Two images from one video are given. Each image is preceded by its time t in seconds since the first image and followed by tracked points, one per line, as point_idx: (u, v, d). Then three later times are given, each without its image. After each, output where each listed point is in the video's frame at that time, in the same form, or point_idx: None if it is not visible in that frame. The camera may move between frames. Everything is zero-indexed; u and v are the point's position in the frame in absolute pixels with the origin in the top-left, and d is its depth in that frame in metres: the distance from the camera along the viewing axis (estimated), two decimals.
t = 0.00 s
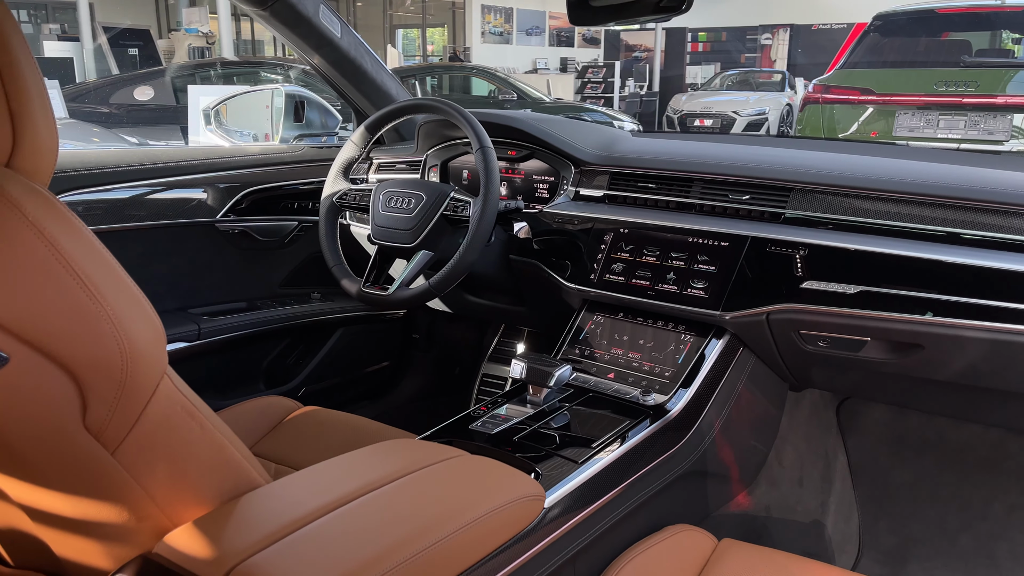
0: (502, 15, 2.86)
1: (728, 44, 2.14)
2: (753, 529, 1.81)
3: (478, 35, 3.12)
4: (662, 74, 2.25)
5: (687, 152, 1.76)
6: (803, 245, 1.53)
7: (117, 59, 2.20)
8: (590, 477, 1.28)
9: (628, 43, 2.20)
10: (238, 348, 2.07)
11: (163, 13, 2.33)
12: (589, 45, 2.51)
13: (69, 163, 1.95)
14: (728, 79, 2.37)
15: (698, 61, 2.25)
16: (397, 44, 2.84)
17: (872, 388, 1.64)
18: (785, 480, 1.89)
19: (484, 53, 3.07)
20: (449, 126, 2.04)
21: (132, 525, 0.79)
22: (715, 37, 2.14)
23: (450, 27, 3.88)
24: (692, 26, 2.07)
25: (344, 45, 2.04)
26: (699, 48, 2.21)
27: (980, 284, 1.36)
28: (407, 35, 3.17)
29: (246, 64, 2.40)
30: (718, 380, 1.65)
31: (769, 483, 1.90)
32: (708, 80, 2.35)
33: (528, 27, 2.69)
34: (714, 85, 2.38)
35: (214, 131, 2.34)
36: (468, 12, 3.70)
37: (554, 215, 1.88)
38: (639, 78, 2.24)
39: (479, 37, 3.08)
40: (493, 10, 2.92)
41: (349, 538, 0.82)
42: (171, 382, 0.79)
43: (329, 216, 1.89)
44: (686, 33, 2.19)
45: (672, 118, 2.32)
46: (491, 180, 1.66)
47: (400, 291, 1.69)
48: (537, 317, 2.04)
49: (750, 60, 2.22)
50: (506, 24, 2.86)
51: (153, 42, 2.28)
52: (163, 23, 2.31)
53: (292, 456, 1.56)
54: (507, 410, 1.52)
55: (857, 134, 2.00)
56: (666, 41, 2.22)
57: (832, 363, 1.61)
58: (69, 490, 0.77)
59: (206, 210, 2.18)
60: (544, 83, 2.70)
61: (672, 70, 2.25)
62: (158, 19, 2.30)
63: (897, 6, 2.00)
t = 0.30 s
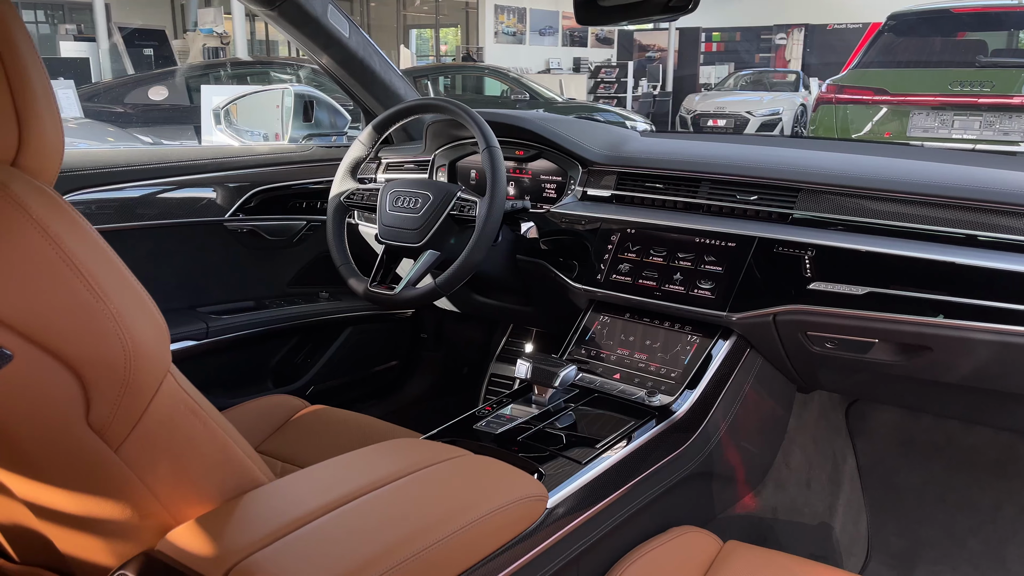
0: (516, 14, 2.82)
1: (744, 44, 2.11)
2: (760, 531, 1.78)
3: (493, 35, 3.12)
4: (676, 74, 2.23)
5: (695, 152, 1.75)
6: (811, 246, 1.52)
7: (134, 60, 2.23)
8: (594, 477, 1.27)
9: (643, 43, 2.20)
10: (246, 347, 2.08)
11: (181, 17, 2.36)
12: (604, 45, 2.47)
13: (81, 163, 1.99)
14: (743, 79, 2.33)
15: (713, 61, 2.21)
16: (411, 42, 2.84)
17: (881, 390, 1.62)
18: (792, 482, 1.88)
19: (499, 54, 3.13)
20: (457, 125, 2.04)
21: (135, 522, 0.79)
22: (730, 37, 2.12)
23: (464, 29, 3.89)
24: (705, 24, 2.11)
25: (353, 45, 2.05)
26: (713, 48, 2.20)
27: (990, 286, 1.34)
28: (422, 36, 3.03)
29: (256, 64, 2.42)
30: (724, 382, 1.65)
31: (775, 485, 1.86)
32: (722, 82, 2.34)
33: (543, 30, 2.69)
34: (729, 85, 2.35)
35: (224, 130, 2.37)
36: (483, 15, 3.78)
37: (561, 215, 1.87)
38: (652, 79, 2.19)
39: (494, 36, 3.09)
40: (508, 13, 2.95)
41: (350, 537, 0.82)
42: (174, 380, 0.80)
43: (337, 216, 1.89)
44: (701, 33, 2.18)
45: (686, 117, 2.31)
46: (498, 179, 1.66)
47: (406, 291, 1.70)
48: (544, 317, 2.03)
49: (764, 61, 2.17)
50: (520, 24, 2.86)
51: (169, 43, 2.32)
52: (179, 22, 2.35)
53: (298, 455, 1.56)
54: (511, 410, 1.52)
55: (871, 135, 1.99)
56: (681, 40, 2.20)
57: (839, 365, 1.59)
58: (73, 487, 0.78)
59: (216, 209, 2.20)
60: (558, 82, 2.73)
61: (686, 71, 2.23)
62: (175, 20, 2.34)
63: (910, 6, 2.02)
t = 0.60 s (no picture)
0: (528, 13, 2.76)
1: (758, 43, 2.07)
2: (766, 533, 1.78)
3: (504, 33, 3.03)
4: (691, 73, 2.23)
5: (703, 152, 1.74)
6: (819, 247, 1.51)
7: (150, 60, 2.20)
8: (598, 477, 1.27)
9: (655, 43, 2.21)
10: (253, 346, 2.09)
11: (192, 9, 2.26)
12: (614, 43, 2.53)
13: (89, 162, 2.00)
14: (756, 79, 2.26)
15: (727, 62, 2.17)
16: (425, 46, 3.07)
17: (889, 392, 1.61)
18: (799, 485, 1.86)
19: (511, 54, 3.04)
20: (465, 125, 2.04)
21: (137, 519, 0.80)
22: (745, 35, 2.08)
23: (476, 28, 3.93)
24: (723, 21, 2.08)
25: (361, 45, 2.05)
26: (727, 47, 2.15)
27: (999, 288, 1.33)
28: (434, 37, 3.42)
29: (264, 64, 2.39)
30: (730, 383, 1.64)
31: (781, 487, 1.88)
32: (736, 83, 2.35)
33: (555, 30, 2.67)
34: (742, 84, 2.27)
35: (234, 130, 2.39)
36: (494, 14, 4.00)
37: (569, 215, 1.87)
38: (666, 79, 2.21)
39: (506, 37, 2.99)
40: None
41: (350, 535, 0.82)
42: (177, 378, 0.80)
43: (344, 215, 1.90)
44: (714, 32, 2.12)
45: (699, 118, 2.32)
46: (505, 179, 1.66)
47: (412, 291, 1.70)
48: (551, 317, 2.03)
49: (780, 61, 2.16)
50: (533, 24, 2.79)
51: (184, 44, 2.25)
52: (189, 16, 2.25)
53: (303, 454, 1.56)
54: (515, 410, 1.52)
55: (885, 135, 1.99)
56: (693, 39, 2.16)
57: (847, 367, 1.58)
58: (76, 484, 0.78)
59: (224, 208, 2.22)
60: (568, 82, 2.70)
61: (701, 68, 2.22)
62: (190, 18, 2.24)
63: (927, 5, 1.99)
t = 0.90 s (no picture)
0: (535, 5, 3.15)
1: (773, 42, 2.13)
2: (772, 534, 1.77)
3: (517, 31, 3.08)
4: (704, 74, 2.23)
5: (711, 152, 1.74)
6: (827, 249, 1.50)
7: (166, 60, 2.30)
8: (601, 478, 1.27)
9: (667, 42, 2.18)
10: (261, 344, 2.10)
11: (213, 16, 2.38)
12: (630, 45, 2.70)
13: (99, 161, 2.02)
14: (770, 79, 2.32)
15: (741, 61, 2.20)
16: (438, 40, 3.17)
17: (897, 394, 1.60)
18: (806, 487, 1.85)
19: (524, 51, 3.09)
20: (472, 125, 2.05)
21: (140, 516, 0.80)
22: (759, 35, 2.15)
23: (490, 27, 4.04)
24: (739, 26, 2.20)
25: (369, 46, 2.06)
26: (740, 48, 2.19)
27: (1008, 290, 1.32)
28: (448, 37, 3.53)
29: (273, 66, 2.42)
30: (735, 385, 1.64)
31: (789, 489, 1.85)
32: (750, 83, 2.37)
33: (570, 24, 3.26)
34: (756, 85, 2.34)
35: (243, 130, 2.39)
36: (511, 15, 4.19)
37: (576, 215, 1.86)
38: (678, 78, 2.19)
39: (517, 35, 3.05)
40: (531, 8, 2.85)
41: (350, 535, 0.82)
42: (180, 377, 0.80)
43: (351, 215, 1.90)
44: (730, 32, 2.15)
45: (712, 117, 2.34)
46: (511, 179, 1.66)
47: (418, 290, 1.70)
48: (557, 318, 2.03)
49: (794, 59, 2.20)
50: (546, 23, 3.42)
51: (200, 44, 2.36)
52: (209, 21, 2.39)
53: (308, 453, 1.57)
54: (520, 410, 1.52)
55: (899, 136, 2.00)
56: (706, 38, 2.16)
57: (854, 369, 1.57)
58: (79, 482, 0.79)
59: (234, 208, 2.23)
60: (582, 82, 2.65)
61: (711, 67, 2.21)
62: (206, 22, 2.39)
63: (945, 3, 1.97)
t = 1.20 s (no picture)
0: (557, 15, 3.40)
1: (786, 43, 2.24)
2: (779, 538, 1.75)
3: (533, 35, 3.90)
4: (718, 73, 2.32)
5: (718, 152, 1.73)
6: (834, 250, 1.49)
7: (180, 59, 2.26)
8: (604, 478, 1.27)
9: (683, 42, 2.28)
10: (270, 343, 2.11)
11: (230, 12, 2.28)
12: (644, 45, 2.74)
13: (110, 161, 2.04)
14: (786, 80, 2.33)
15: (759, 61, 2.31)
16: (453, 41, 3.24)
17: (905, 397, 1.59)
18: (814, 490, 1.84)
19: (539, 52, 3.77)
20: (479, 125, 2.05)
21: (143, 514, 0.81)
22: (774, 36, 2.25)
23: (505, 29, 4.38)
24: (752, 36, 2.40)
25: (377, 46, 2.07)
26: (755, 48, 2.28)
27: (1017, 292, 1.30)
28: (461, 37, 3.58)
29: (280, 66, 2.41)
30: (741, 386, 1.64)
31: (795, 491, 1.83)
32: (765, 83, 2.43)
33: (585, 32, 3.49)
34: (771, 84, 2.35)
35: (253, 130, 2.41)
36: (524, 13, 4.31)
37: (583, 216, 1.86)
38: (693, 79, 2.23)
39: (535, 36, 3.85)
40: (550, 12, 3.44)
41: (350, 533, 0.83)
42: (182, 376, 0.81)
43: (358, 215, 1.91)
44: (744, 32, 2.21)
45: (728, 117, 2.27)
46: (517, 180, 1.66)
47: (424, 291, 1.70)
48: (564, 318, 2.03)
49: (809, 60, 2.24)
50: (558, 24, 3.65)
51: (215, 44, 2.31)
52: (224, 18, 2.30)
53: (314, 452, 1.57)
54: (524, 411, 1.52)
55: (914, 136, 1.95)
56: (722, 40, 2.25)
57: (861, 371, 1.56)
58: (82, 479, 0.80)
59: (243, 207, 2.24)
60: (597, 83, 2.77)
61: (726, 67, 2.30)
62: (222, 19, 2.30)
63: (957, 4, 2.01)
